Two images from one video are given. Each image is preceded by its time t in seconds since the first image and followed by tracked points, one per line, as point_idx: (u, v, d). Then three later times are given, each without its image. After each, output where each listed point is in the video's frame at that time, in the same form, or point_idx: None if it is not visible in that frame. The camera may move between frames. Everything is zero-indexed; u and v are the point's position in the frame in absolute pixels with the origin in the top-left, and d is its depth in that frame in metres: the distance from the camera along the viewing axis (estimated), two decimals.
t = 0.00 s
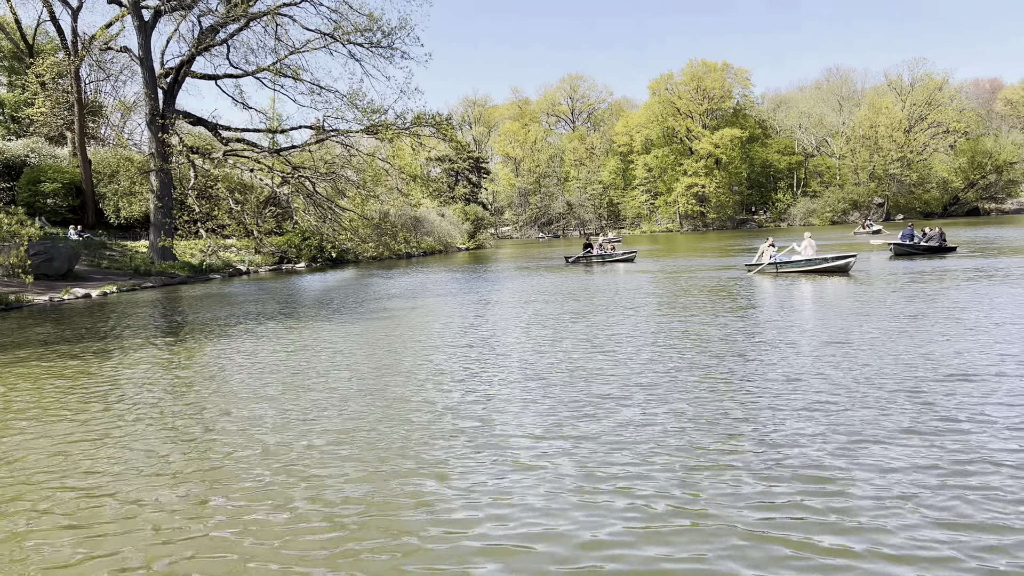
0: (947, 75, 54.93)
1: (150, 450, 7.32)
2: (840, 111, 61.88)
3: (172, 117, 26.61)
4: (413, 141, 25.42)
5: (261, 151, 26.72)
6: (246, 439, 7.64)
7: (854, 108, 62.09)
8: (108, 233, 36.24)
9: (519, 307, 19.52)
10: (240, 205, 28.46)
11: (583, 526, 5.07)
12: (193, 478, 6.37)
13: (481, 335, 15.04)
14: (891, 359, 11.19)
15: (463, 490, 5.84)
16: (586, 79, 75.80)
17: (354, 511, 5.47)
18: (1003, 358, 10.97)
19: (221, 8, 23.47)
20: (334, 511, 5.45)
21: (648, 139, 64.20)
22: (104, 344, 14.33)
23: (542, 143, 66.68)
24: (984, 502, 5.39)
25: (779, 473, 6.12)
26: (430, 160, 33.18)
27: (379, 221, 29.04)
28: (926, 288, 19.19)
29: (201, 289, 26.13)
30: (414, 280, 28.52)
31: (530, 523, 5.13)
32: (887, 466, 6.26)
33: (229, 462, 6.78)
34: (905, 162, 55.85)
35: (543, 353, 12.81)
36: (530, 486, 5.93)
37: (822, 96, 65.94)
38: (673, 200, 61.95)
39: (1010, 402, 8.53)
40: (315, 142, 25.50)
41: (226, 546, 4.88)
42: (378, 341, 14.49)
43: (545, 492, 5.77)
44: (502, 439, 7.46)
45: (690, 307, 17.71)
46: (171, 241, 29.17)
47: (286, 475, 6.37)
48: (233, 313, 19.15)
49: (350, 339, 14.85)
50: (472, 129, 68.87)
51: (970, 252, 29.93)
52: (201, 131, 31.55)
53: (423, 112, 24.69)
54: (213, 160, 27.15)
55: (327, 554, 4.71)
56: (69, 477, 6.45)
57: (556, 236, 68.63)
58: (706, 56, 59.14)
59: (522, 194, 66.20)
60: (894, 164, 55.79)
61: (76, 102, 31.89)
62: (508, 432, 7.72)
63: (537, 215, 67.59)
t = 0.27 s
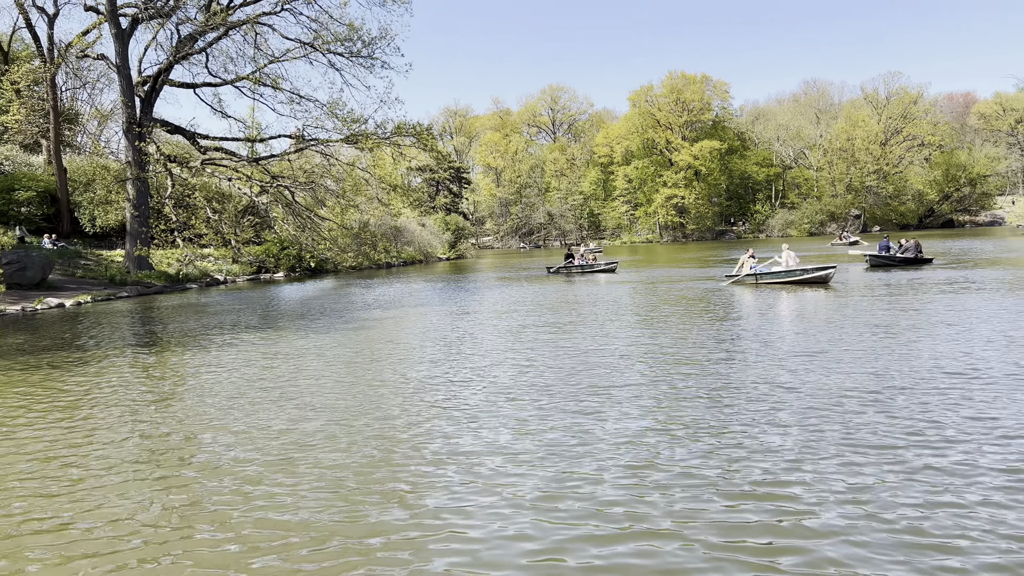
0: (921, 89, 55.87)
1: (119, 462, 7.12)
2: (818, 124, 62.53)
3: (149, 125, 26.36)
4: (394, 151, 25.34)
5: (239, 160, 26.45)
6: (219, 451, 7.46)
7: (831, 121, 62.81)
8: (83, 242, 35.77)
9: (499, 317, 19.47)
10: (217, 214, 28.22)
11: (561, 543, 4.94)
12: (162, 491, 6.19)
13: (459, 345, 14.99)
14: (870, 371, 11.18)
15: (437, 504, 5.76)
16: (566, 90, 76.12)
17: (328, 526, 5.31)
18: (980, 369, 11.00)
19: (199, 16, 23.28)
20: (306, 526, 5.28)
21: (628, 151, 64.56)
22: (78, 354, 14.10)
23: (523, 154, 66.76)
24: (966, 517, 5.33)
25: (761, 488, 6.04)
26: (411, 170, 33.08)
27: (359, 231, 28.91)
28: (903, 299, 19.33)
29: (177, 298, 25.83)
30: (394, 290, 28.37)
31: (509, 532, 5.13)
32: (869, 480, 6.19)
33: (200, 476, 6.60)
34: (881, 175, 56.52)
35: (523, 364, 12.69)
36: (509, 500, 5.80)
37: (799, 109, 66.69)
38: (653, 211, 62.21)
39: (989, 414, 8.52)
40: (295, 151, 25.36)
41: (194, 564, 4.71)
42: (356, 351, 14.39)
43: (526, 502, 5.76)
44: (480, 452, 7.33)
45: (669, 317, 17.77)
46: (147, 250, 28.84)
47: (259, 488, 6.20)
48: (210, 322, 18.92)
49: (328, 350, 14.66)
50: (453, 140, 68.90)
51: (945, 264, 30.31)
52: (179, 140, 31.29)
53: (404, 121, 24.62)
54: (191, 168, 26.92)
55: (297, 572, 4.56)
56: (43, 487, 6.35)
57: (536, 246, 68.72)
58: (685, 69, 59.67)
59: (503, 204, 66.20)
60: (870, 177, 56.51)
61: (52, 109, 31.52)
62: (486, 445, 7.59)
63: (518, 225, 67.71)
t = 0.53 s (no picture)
0: (892, 101, 56.80)
1: (91, 472, 7.04)
2: (792, 135, 63.26)
3: (122, 132, 26.03)
4: (370, 159, 25.23)
5: (213, 168, 26.21)
6: (194, 460, 7.40)
7: (805, 131, 63.58)
8: (52, 250, 35.23)
9: (477, 326, 19.43)
10: (191, 222, 27.91)
11: (536, 560, 5.00)
12: (136, 504, 6.13)
13: (436, 354, 14.93)
14: (842, 380, 11.33)
15: (409, 521, 5.73)
16: (544, 100, 76.38)
17: (304, 542, 5.31)
18: (949, 378, 11.20)
19: (173, 23, 23.08)
20: (282, 543, 5.28)
21: (605, 160, 64.86)
22: (48, 363, 13.86)
23: (500, 163, 66.82)
24: (931, 529, 5.46)
25: (733, 500, 6.12)
26: (387, 178, 32.95)
27: (335, 240, 28.74)
28: (875, 308, 19.59)
29: (149, 307, 25.47)
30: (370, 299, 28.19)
31: (481, 552, 5.11)
32: (838, 491, 6.31)
33: (174, 487, 6.55)
34: (853, 185, 57.30)
35: (499, 373, 12.68)
36: (485, 514, 5.82)
37: (774, 119, 67.43)
38: (629, 220, 62.45)
39: (957, 422, 8.69)
40: (270, 159, 25.12)
41: None
42: (332, 360, 14.29)
43: (497, 519, 5.75)
44: (456, 463, 7.34)
45: (646, 325, 17.83)
46: (120, 258, 28.45)
47: (234, 501, 6.16)
48: (184, 331, 18.70)
49: (302, 359, 14.52)
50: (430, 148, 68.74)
51: (916, 273, 30.75)
52: (153, 147, 30.93)
53: (381, 130, 24.53)
54: (164, 176, 26.62)
55: None
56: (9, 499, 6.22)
57: (514, 255, 68.70)
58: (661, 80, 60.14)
59: (481, 213, 66.19)
60: (843, 188, 57.23)
61: (22, 115, 31.06)
62: (462, 455, 7.59)
63: (495, 234, 67.72)
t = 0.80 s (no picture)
0: (860, 112, 57.85)
1: (56, 484, 6.85)
2: (762, 144, 64.04)
3: (90, 138, 25.62)
4: (343, 167, 25.09)
5: (183, 174, 25.88)
6: (162, 471, 7.24)
7: (775, 141, 64.40)
8: (16, 257, 34.51)
9: (450, 334, 19.34)
10: (160, 229, 27.50)
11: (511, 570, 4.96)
12: (103, 515, 5.98)
13: (408, 363, 14.83)
14: (814, 387, 11.40)
15: (382, 531, 5.66)
16: (517, 108, 76.62)
17: (276, 554, 5.22)
18: (917, 385, 11.33)
19: (142, 28, 22.79)
20: (255, 555, 5.17)
21: (579, 169, 65.11)
22: (11, 373, 13.53)
23: (474, 171, 66.77)
24: (904, 537, 5.49)
25: (709, 509, 6.11)
26: (360, 186, 32.81)
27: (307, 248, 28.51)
28: (845, 316, 19.82)
29: (116, 315, 25.00)
30: (342, 307, 27.92)
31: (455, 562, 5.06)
32: (809, 498, 6.34)
33: (142, 496, 6.44)
34: (822, 195, 58.10)
35: (473, 381, 12.59)
36: (460, 525, 5.75)
37: (744, 130, 68.25)
38: (603, 228, 62.66)
39: (921, 429, 8.82)
40: (241, 165, 24.84)
41: None
42: (303, 369, 14.13)
43: (471, 528, 5.70)
44: (430, 473, 7.26)
45: (619, 334, 17.87)
46: (86, 266, 27.93)
47: (206, 511, 6.02)
48: (152, 340, 18.37)
49: (273, 368, 14.28)
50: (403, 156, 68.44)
51: (884, 281, 31.20)
52: (120, 153, 30.48)
53: (354, 137, 24.41)
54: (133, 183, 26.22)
55: None
56: None
57: (488, 262, 68.04)
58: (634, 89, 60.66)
59: (455, 221, 66.04)
60: (813, 197, 58.01)
61: None
62: (435, 464, 7.51)
63: (469, 242, 67.57)
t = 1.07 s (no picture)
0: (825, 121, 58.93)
1: (19, 508, 6.69)
2: (730, 153, 64.82)
3: (51, 142, 25.07)
4: (312, 172, 24.88)
5: (148, 180, 25.43)
6: (131, 488, 7.16)
7: (742, 150, 65.21)
8: None
9: (420, 341, 19.22)
10: (124, 235, 26.99)
11: None
12: (65, 542, 5.83)
13: (378, 370, 14.72)
14: (782, 394, 11.50)
15: (354, 549, 5.62)
16: (487, 115, 76.70)
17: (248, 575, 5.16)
18: (881, 391, 11.52)
19: (105, 31, 22.42)
20: None
21: (549, 176, 65.31)
22: None
23: (444, 177, 66.58)
24: (871, 544, 5.58)
25: (681, 520, 6.13)
26: (329, 192, 32.55)
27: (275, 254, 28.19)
28: (811, 323, 20.06)
29: (79, 324, 24.45)
30: (311, 314, 27.63)
31: None
32: (778, 506, 6.42)
33: (109, 520, 6.32)
34: (789, 202, 58.93)
35: (443, 389, 12.50)
36: (432, 543, 5.69)
37: (712, 138, 69.00)
38: (573, 235, 62.81)
39: (885, 434, 8.97)
40: (207, 170, 24.48)
41: None
42: (272, 377, 13.95)
43: (445, 544, 5.68)
44: (401, 488, 7.17)
45: (589, 340, 17.91)
46: (47, 273, 27.29)
47: (172, 539, 5.90)
48: (115, 349, 17.97)
49: (239, 376, 14.05)
50: (373, 162, 67.96)
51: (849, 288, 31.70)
52: (83, 158, 29.87)
53: (323, 143, 24.23)
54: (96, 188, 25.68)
55: None
56: None
57: (458, 269, 68.26)
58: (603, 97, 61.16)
59: (425, 228, 65.78)
60: (779, 205, 58.81)
61: None
62: (407, 480, 7.42)
63: (440, 249, 67.31)
